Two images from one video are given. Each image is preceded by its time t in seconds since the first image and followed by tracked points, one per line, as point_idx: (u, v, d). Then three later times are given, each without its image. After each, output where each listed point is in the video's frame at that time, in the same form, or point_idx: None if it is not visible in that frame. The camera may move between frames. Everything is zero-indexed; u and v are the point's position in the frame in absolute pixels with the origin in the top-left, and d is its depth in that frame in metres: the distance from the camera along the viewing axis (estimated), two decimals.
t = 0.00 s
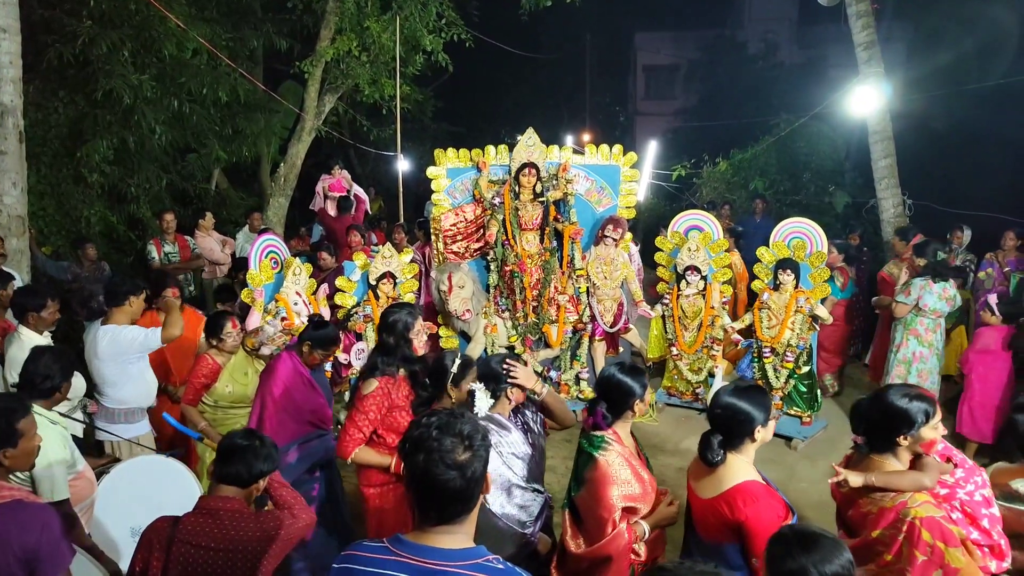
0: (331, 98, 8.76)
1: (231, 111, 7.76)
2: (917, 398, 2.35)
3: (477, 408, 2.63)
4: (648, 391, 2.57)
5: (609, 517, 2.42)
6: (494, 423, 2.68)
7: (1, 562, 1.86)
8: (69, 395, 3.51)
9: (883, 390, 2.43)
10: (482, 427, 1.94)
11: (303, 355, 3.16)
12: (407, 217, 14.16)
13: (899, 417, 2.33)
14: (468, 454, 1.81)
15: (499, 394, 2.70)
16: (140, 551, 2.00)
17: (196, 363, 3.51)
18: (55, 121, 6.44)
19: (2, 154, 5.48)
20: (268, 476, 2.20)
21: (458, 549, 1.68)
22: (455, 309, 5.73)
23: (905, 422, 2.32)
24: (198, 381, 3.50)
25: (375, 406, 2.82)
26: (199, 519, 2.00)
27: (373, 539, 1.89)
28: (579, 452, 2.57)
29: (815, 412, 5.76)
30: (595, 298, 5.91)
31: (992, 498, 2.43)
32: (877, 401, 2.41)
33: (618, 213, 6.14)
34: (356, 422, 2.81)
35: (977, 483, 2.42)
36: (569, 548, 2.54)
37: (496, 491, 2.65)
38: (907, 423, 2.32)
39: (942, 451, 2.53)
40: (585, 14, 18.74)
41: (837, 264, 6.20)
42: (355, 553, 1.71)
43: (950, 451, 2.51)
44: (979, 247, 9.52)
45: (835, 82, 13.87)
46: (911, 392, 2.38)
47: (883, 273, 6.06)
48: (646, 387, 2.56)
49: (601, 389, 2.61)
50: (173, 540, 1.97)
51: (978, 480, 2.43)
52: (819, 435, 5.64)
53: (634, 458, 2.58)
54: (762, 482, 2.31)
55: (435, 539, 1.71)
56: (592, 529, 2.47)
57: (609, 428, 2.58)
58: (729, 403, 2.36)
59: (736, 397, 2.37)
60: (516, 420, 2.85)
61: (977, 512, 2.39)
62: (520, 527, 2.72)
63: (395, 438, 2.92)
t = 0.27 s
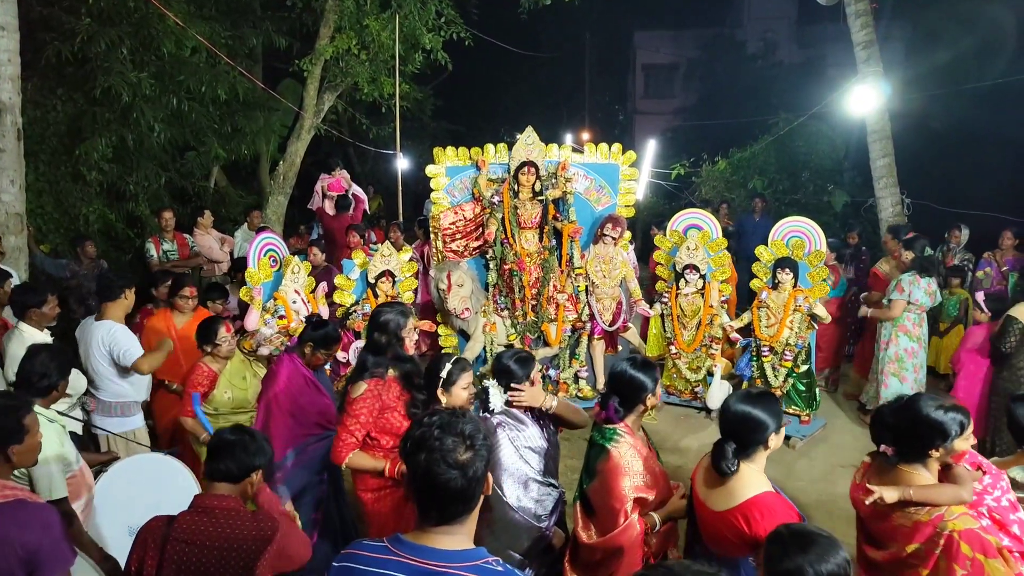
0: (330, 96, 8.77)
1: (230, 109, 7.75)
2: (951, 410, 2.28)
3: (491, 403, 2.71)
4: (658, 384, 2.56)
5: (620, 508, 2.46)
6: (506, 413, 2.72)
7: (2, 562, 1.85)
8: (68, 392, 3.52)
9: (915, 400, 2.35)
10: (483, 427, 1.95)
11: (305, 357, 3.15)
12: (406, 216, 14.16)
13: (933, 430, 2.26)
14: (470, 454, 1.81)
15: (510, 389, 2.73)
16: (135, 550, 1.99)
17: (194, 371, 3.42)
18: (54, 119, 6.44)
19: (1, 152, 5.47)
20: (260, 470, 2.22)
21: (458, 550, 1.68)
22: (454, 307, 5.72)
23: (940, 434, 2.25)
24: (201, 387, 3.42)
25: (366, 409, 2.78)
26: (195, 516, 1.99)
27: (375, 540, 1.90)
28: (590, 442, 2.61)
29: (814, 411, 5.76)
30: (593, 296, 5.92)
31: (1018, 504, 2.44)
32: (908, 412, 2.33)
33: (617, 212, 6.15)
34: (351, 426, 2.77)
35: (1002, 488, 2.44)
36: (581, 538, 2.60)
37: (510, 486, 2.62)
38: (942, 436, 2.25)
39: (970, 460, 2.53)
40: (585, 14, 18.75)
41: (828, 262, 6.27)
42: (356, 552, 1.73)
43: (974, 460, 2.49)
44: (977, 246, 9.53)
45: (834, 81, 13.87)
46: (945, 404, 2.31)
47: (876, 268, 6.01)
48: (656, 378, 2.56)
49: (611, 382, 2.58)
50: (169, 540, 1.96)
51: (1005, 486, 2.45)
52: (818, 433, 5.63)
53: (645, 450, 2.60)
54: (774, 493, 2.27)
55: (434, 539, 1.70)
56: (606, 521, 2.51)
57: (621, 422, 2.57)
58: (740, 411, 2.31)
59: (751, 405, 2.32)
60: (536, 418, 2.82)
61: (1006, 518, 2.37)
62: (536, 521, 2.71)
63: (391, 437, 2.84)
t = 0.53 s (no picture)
0: (329, 94, 8.77)
1: (229, 107, 7.74)
2: (988, 422, 2.24)
3: (497, 394, 2.76)
4: (661, 379, 2.60)
5: (626, 500, 2.47)
6: (516, 402, 2.76)
7: (12, 561, 1.86)
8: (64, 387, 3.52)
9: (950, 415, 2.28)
10: (481, 427, 1.96)
11: (304, 358, 3.07)
12: (404, 214, 14.15)
13: (976, 442, 2.20)
14: (467, 452, 1.82)
15: (518, 382, 2.83)
16: (135, 548, 2.00)
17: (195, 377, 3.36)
18: (52, 117, 6.44)
19: None
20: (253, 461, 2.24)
21: (455, 548, 1.68)
22: (453, 305, 5.83)
23: (982, 447, 2.19)
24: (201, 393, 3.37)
25: (358, 411, 2.74)
26: (195, 512, 2.00)
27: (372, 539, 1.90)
28: (594, 437, 2.61)
29: (812, 410, 5.74)
30: (592, 295, 5.91)
31: None
32: (946, 426, 2.27)
33: (616, 211, 6.15)
34: (342, 431, 2.73)
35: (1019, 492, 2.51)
36: (584, 530, 2.61)
37: (519, 474, 2.66)
38: (984, 448, 2.19)
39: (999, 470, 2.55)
40: (584, 12, 18.73)
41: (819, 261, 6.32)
42: (353, 551, 1.73)
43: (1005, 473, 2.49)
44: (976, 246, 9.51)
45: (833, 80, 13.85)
46: (983, 415, 2.27)
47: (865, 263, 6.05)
48: (659, 374, 2.59)
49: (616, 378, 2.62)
50: (169, 537, 1.97)
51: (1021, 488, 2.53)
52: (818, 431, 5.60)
53: (650, 443, 2.60)
54: (784, 496, 2.26)
55: (432, 537, 1.70)
56: (612, 513, 2.51)
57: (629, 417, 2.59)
58: (754, 414, 2.28)
59: (760, 409, 2.30)
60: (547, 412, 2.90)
61: None
62: (542, 513, 2.73)
63: (389, 440, 2.84)
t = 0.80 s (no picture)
0: (327, 93, 8.78)
1: (227, 106, 7.74)
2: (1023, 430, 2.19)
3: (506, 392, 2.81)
4: (664, 376, 2.63)
5: (632, 497, 2.43)
6: (524, 400, 2.76)
7: (12, 560, 1.86)
8: (64, 383, 3.55)
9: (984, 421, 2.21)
10: (477, 423, 1.94)
11: (303, 359, 3.06)
12: (403, 213, 14.16)
13: (1016, 451, 2.14)
14: (464, 450, 1.81)
15: (526, 380, 2.85)
16: (137, 545, 2.00)
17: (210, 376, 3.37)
18: (52, 117, 6.45)
19: None
20: (254, 460, 2.24)
21: (454, 546, 1.69)
22: (452, 304, 5.84)
23: (1021, 454, 2.13)
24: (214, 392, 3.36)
25: (353, 413, 2.74)
26: (194, 512, 2.01)
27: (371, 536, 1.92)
28: (598, 435, 2.61)
29: (811, 409, 5.71)
30: (591, 293, 5.91)
31: None
32: (987, 438, 2.18)
33: (615, 209, 6.15)
34: (338, 432, 2.74)
35: None
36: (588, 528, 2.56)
37: (525, 472, 2.65)
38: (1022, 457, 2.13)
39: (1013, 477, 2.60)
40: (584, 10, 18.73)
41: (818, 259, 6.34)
42: (351, 549, 1.75)
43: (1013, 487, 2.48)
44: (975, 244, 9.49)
45: (832, 78, 13.84)
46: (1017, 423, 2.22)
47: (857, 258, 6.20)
48: (663, 372, 2.63)
49: (620, 377, 2.64)
50: (168, 536, 1.97)
51: None
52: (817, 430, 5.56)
53: (652, 440, 2.58)
54: (797, 490, 2.23)
55: (430, 535, 1.71)
56: (616, 509, 2.48)
57: (631, 414, 2.59)
58: (762, 410, 2.27)
59: (770, 407, 2.28)
60: (557, 413, 2.91)
61: None
62: (547, 513, 2.70)
63: (387, 441, 2.82)
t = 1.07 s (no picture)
0: (328, 91, 8.78)
1: (228, 104, 7.75)
2: None
3: (515, 394, 2.78)
4: (672, 377, 2.52)
5: (637, 500, 2.43)
6: (536, 404, 2.75)
7: None
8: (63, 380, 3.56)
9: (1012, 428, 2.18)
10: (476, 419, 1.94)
11: (309, 357, 3.03)
12: (403, 212, 14.16)
13: None
14: (464, 446, 1.81)
15: (536, 382, 2.81)
16: (138, 548, 2.00)
17: (232, 370, 3.28)
18: (52, 115, 6.45)
19: None
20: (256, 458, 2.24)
21: (453, 543, 1.69)
22: (452, 302, 5.82)
23: None
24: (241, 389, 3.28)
25: (357, 413, 2.72)
26: (196, 513, 2.01)
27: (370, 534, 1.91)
28: (606, 437, 2.56)
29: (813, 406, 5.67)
30: (591, 291, 5.90)
31: None
32: (1014, 445, 2.14)
33: (614, 207, 6.17)
34: (341, 431, 2.72)
35: None
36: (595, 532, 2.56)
37: (539, 474, 2.66)
38: None
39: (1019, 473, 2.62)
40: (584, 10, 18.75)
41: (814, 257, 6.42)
42: (350, 548, 1.74)
43: None
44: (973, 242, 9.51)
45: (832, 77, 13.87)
46: None
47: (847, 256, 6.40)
48: (671, 372, 2.53)
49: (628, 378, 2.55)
50: (171, 538, 1.97)
51: None
52: (818, 427, 5.55)
53: (663, 445, 2.55)
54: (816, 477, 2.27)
55: (429, 532, 1.71)
56: (622, 511, 2.47)
57: (638, 416, 2.51)
58: (770, 400, 2.33)
59: (782, 395, 2.33)
60: (564, 414, 2.87)
61: None
62: (559, 518, 2.71)
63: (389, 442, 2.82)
